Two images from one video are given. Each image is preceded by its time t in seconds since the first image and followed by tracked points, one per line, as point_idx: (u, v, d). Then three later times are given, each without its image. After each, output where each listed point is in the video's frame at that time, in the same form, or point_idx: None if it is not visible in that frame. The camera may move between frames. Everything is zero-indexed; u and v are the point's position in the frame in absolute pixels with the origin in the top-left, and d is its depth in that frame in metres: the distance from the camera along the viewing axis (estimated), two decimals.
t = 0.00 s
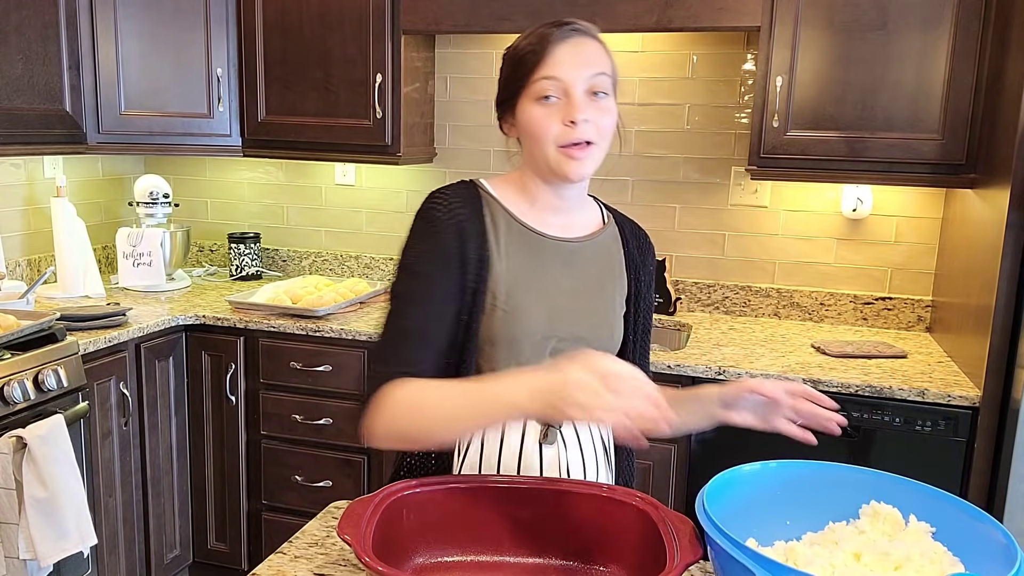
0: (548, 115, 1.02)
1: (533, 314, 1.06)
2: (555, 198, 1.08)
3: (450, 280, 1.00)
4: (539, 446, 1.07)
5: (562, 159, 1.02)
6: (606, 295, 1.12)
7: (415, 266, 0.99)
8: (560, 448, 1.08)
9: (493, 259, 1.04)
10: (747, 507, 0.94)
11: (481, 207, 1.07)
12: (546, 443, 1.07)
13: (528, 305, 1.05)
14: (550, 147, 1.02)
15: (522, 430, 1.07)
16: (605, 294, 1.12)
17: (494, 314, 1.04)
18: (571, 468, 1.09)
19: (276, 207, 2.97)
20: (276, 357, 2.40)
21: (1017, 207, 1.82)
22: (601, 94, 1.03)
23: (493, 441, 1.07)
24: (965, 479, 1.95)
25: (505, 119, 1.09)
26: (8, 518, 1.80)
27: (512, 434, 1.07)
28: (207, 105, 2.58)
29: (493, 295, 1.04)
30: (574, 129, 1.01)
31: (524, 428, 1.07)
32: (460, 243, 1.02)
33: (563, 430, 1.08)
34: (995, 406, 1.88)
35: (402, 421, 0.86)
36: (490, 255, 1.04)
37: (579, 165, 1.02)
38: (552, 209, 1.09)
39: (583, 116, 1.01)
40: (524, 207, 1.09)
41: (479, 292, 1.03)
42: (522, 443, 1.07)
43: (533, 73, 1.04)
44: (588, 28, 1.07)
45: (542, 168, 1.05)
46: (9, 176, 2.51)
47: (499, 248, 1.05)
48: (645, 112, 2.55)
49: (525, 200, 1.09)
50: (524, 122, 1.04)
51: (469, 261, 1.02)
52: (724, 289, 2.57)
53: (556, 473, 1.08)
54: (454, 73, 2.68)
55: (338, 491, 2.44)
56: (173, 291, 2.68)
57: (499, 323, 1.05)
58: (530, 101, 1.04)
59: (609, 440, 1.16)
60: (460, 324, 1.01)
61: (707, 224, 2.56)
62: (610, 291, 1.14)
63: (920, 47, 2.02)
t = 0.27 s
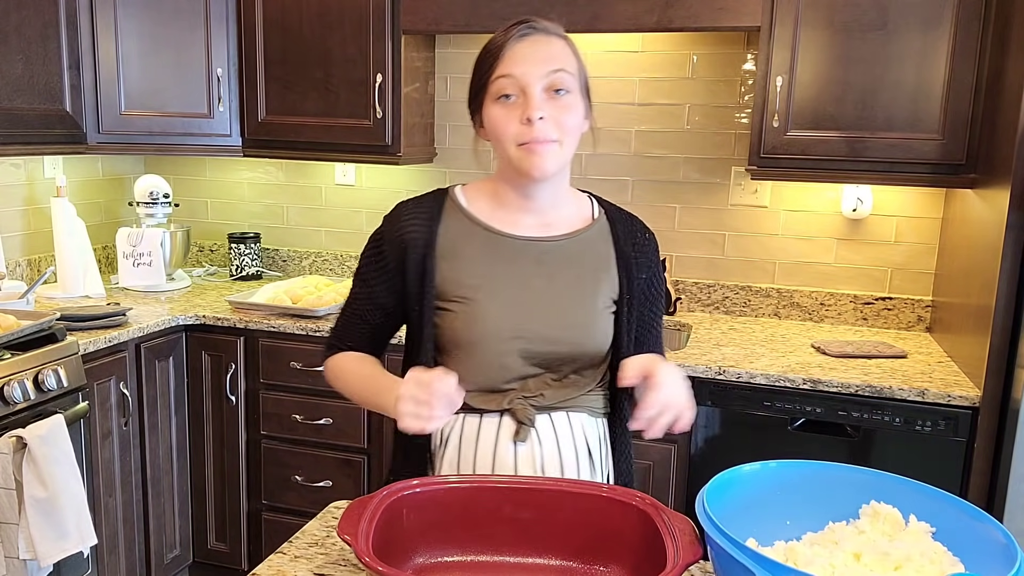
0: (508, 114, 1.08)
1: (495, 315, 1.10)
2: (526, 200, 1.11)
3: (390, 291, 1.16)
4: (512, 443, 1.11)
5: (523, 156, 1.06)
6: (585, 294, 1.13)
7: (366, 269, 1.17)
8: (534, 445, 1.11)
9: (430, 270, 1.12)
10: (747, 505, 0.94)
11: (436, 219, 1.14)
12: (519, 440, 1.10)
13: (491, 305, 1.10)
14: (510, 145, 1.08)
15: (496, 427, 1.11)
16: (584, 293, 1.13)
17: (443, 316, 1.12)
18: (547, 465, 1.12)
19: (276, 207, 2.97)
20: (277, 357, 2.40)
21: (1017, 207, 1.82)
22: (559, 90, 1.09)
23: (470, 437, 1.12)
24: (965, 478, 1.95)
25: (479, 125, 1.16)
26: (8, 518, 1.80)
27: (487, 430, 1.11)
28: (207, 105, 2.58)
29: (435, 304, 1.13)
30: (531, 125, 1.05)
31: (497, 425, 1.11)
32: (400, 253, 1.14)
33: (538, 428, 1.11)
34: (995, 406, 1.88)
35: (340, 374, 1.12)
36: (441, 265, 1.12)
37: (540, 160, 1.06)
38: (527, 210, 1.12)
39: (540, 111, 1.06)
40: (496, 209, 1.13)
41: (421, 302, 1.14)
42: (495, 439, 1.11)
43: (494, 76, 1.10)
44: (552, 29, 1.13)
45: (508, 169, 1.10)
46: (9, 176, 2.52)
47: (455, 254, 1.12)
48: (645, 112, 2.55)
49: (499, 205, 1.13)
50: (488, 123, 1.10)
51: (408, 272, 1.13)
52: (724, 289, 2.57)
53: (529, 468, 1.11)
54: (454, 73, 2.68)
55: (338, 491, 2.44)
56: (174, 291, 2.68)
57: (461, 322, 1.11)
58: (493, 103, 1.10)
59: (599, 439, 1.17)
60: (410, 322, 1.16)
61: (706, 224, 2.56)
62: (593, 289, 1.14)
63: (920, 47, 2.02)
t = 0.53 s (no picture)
0: (482, 115, 1.10)
1: (463, 307, 1.14)
2: (500, 197, 1.16)
3: (379, 290, 1.24)
4: (474, 438, 1.12)
5: (495, 157, 1.10)
6: (554, 288, 1.15)
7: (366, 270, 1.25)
8: (496, 442, 1.12)
9: (405, 262, 1.19)
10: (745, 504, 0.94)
11: (415, 217, 1.22)
12: (481, 436, 1.12)
13: (460, 297, 1.14)
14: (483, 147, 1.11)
15: (461, 421, 1.13)
16: (549, 286, 1.15)
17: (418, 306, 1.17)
18: (507, 462, 1.12)
19: (275, 207, 2.97)
20: (277, 357, 2.40)
21: (1018, 208, 1.82)
22: (533, 93, 1.11)
23: (437, 431, 1.14)
24: (965, 478, 1.95)
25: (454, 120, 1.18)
26: (8, 518, 1.80)
27: (454, 424, 1.13)
28: (207, 105, 2.58)
29: (411, 295, 1.19)
30: (502, 129, 1.08)
31: (462, 420, 1.13)
32: (384, 253, 1.23)
33: (502, 425, 1.12)
34: (995, 406, 1.88)
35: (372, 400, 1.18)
36: (416, 259, 1.19)
37: (511, 161, 1.10)
38: (502, 205, 1.16)
39: (511, 116, 1.08)
40: (472, 206, 1.19)
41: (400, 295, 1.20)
42: (459, 433, 1.13)
43: (469, 75, 1.12)
44: (528, 29, 1.14)
45: (481, 168, 1.14)
46: (9, 176, 2.52)
47: (428, 250, 1.18)
48: (645, 112, 2.55)
49: (476, 201, 1.18)
50: (462, 122, 1.13)
51: (390, 267, 1.21)
52: (724, 289, 2.57)
53: (490, 464, 1.12)
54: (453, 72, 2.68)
55: (338, 490, 2.44)
56: (174, 291, 2.68)
57: (433, 314, 1.16)
58: (467, 103, 1.13)
59: (572, 442, 1.16)
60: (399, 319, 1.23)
61: (706, 224, 2.56)
62: (563, 284, 1.16)
63: (920, 47, 2.02)
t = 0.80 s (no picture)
0: (468, 108, 1.10)
1: (448, 307, 1.15)
2: (486, 193, 1.15)
3: (371, 292, 1.24)
4: (461, 434, 1.12)
5: (478, 150, 1.09)
6: (540, 288, 1.15)
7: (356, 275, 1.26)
8: (482, 438, 1.12)
9: (395, 264, 1.20)
10: (744, 502, 0.94)
11: (404, 219, 1.22)
12: (467, 432, 1.12)
13: (444, 297, 1.15)
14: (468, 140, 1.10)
15: (448, 417, 1.13)
16: (538, 286, 1.16)
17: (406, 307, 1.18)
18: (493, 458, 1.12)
19: (275, 207, 2.98)
20: (277, 357, 2.41)
21: (1018, 207, 1.82)
22: (521, 91, 1.10)
23: (425, 427, 1.15)
24: (965, 478, 1.95)
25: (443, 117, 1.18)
26: (8, 518, 1.80)
27: (441, 420, 1.13)
28: (207, 106, 2.58)
29: (401, 296, 1.20)
30: (488, 122, 1.08)
31: (449, 416, 1.13)
32: (374, 255, 1.23)
33: (487, 422, 1.12)
34: (996, 406, 1.88)
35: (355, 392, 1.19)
36: (406, 260, 1.19)
37: (495, 155, 1.08)
38: (488, 203, 1.16)
39: (497, 110, 1.08)
40: (459, 206, 1.19)
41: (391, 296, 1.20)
42: (446, 429, 1.13)
43: (459, 71, 1.13)
44: (522, 31, 1.15)
45: (466, 163, 1.13)
46: (9, 176, 2.52)
47: (415, 251, 1.18)
48: (645, 112, 2.55)
49: (464, 199, 1.18)
50: (450, 117, 1.13)
51: (380, 269, 1.22)
52: (725, 289, 2.57)
53: (477, 460, 1.12)
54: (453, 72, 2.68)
55: (338, 490, 2.44)
56: (174, 291, 2.68)
57: (419, 314, 1.17)
58: (456, 97, 1.12)
59: (560, 438, 1.15)
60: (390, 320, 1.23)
61: (706, 224, 2.56)
62: (549, 284, 1.16)
63: (920, 47, 2.02)
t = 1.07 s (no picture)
0: (469, 129, 1.10)
1: (447, 307, 1.15)
2: (483, 200, 1.15)
3: (367, 294, 1.22)
4: (465, 431, 1.12)
5: (480, 172, 1.10)
6: (538, 287, 1.16)
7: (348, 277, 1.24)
8: (486, 434, 1.12)
9: (394, 266, 1.18)
10: (744, 502, 0.94)
11: (401, 219, 1.21)
12: (471, 428, 1.12)
13: (444, 297, 1.15)
14: (469, 160, 1.10)
15: (452, 414, 1.13)
16: (538, 285, 1.16)
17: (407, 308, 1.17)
18: (498, 454, 1.12)
19: (275, 207, 2.98)
20: (277, 357, 2.40)
21: (1018, 207, 1.82)
22: (521, 110, 1.10)
23: (428, 424, 1.15)
24: (965, 478, 1.95)
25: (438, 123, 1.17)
26: (8, 518, 1.80)
27: (444, 417, 1.13)
28: (207, 106, 2.58)
29: (401, 298, 1.19)
30: (489, 146, 1.08)
31: (452, 413, 1.13)
32: (370, 257, 1.21)
33: (491, 418, 1.12)
34: (996, 406, 1.88)
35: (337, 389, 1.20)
36: (402, 263, 1.18)
37: (496, 178, 1.10)
38: (484, 207, 1.16)
39: (498, 134, 1.08)
40: (455, 207, 1.18)
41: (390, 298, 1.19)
42: (449, 426, 1.13)
43: (457, 87, 1.11)
44: (520, 39, 1.12)
45: (466, 177, 1.14)
46: (9, 176, 2.52)
47: (413, 251, 1.18)
48: (645, 112, 2.54)
49: (460, 201, 1.18)
50: (448, 132, 1.12)
51: (377, 271, 1.20)
52: (725, 289, 2.57)
53: (481, 456, 1.12)
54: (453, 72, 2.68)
55: (338, 490, 2.44)
56: (174, 291, 2.68)
57: (419, 314, 1.16)
58: (455, 114, 1.11)
59: (561, 434, 1.17)
60: (387, 322, 1.22)
61: (706, 224, 2.56)
62: (547, 281, 1.16)
63: (920, 47, 2.02)
